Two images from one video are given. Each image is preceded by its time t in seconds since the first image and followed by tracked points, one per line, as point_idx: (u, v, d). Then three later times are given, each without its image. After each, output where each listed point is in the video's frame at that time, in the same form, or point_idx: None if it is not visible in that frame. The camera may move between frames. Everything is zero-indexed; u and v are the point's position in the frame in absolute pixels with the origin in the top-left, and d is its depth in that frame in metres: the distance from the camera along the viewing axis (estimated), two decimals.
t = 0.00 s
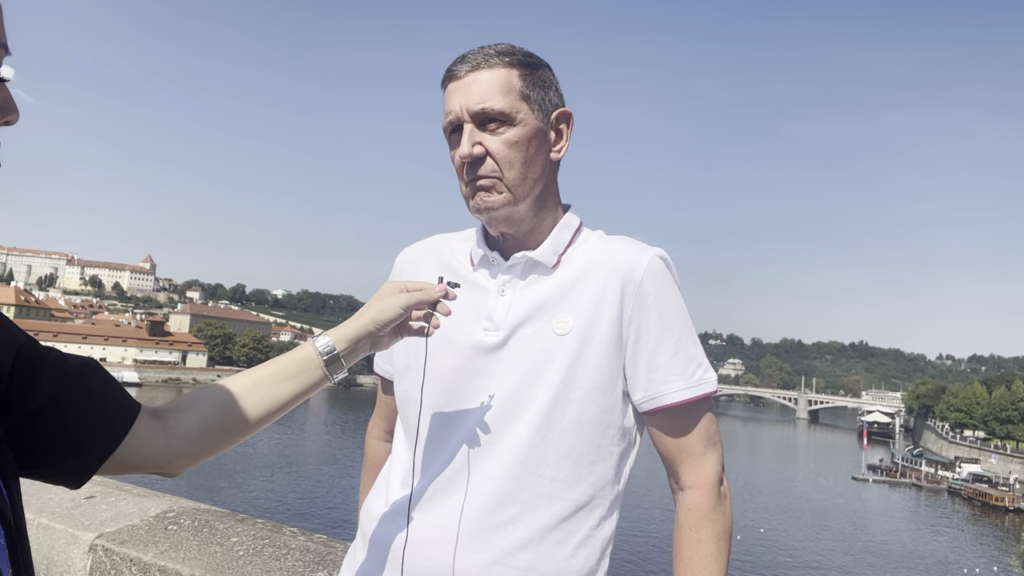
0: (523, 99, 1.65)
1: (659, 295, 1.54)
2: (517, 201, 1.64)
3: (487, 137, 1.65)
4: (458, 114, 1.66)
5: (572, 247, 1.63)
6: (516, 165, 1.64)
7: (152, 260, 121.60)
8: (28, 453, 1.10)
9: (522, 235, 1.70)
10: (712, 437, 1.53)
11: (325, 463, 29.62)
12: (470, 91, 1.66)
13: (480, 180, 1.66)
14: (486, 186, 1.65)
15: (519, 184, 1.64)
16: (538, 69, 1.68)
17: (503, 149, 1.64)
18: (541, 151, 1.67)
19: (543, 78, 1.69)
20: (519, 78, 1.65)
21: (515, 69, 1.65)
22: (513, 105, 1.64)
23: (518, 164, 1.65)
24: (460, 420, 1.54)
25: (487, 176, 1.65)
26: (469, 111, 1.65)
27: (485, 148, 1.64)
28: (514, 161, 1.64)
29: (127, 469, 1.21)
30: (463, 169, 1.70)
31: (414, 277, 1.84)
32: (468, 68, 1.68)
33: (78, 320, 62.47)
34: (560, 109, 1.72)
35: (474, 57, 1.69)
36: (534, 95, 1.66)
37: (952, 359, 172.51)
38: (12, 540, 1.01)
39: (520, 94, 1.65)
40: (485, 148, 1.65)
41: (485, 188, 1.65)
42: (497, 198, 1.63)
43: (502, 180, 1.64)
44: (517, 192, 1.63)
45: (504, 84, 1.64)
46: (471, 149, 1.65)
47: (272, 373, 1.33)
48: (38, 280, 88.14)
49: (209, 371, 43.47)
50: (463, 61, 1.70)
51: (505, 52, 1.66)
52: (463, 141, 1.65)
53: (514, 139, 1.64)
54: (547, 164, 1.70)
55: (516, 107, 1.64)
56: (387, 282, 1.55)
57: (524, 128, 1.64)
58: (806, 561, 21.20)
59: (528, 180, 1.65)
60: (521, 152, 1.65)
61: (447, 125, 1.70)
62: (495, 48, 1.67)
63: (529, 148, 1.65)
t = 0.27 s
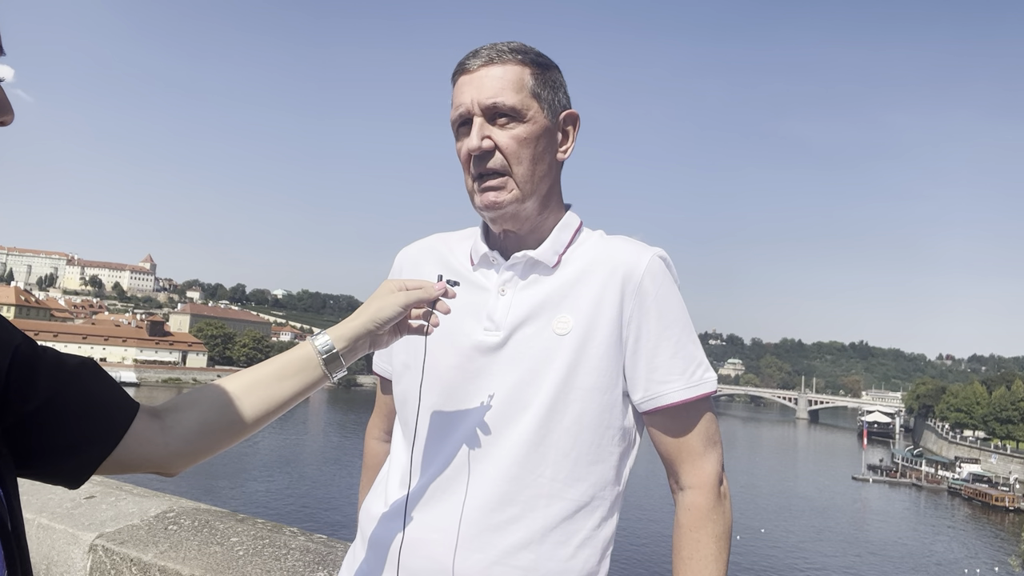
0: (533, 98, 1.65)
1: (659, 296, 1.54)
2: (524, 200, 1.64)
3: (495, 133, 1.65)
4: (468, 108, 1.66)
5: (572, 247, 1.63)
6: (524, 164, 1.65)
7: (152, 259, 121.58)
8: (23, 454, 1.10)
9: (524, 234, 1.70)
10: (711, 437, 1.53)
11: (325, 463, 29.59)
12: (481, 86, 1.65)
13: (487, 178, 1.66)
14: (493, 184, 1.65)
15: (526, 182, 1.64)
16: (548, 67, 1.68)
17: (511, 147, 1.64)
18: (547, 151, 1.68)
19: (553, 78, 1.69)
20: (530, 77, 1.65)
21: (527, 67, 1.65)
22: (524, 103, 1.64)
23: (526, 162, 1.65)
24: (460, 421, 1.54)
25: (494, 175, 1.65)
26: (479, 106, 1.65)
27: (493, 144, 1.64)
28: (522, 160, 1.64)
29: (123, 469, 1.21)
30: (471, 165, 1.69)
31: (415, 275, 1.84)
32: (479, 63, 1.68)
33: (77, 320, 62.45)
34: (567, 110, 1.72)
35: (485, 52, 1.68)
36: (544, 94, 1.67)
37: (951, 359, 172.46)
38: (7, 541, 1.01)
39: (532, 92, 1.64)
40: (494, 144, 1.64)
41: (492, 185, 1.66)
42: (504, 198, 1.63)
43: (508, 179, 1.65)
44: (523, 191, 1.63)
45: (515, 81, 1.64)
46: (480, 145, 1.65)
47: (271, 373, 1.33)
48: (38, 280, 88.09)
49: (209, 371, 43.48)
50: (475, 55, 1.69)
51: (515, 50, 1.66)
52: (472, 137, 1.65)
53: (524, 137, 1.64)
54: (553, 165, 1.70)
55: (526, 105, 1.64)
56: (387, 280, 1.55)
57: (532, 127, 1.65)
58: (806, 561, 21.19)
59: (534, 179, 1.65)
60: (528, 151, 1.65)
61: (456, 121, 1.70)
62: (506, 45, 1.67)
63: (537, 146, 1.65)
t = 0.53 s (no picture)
0: (540, 99, 1.65)
1: (661, 296, 1.54)
2: (524, 200, 1.65)
3: (501, 133, 1.64)
4: (475, 108, 1.66)
5: (574, 247, 1.63)
6: (528, 165, 1.65)
7: (152, 259, 121.62)
8: (23, 452, 1.10)
9: (526, 233, 1.71)
10: (712, 437, 1.53)
11: (325, 463, 29.58)
12: (488, 86, 1.65)
13: (491, 179, 1.65)
14: (496, 183, 1.64)
15: (528, 182, 1.64)
16: (553, 70, 1.69)
17: (517, 146, 1.63)
18: (552, 154, 1.68)
19: (558, 78, 1.69)
20: (537, 79, 1.65)
21: (534, 68, 1.65)
22: (531, 104, 1.64)
23: (529, 163, 1.65)
24: (460, 420, 1.54)
25: (498, 174, 1.65)
26: (486, 106, 1.64)
27: (500, 142, 1.64)
28: (526, 160, 1.64)
29: (122, 470, 1.21)
30: (475, 164, 1.69)
31: (416, 275, 1.84)
32: (487, 62, 1.67)
33: (78, 320, 62.47)
34: (571, 113, 1.73)
35: (492, 52, 1.68)
36: (551, 95, 1.67)
37: (951, 360, 172.37)
38: (5, 541, 1.01)
39: (539, 94, 1.65)
40: (500, 143, 1.64)
41: (495, 185, 1.65)
42: (508, 197, 1.63)
43: (512, 178, 1.65)
44: (525, 192, 1.64)
45: (522, 83, 1.64)
46: (485, 145, 1.64)
47: (273, 372, 1.33)
48: (37, 281, 88.04)
49: (209, 371, 43.50)
50: (482, 55, 1.69)
51: (522, 51, 1.66)
52: (478, 136, 1.64)
53: (529, 139, 1.64)
54: (555, 167, 1.70)
55: (533, 106, 1.64)
56: (387, 280, 1.55)
57: (538, 129, 1.65)
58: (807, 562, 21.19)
59: (536, 180, 1.65)
60: (533, 152, 1.65)
61: (462, 120, 1.70)
62: (512, 46, 1.67)
63: (541, 148, 1.66)
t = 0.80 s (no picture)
0: (541, 100, 1.65)
1: (659, 295, 1.54)
2: (525, 201, 1.65)
3: (503, 133, 1.64)
4: (476, 107, 1.65)
5: (573, 247, 1.63)
6: (529, 164, 1.64)
7: (152, 259, 121.47)
8: (22, 454, 1.10)
9: (525, 234, 1.71)
10: (711, 437, 1.53)
11: (325, 463, 29.59)
12: (489, 87, 1.65)
13: (492, 181, 1.66)
14: (496, 184, 1.64)
15: (528, 183, 1.64)
16: (555, 70, 1.69)
17: (517, 148, 1.64)
18: (552, 153, 1.68)
19: (559, 79, 1.69)
20: (538, 79, 1.65)
21: (535, 69, 1.65)
22: (532, 105, 1.63)
23: (530, 163, 1.64)
24: (459, 422, 1.54)
25: (498, 175, 1.65)
26: (487, 106, 1.65)
27: (500, 143, 1.64)
28: (527, 162, 1.64)
29: (122, 471, 1.21)
30: (477, 163, 1.68)
31: (416, 276, 1.84)
32: (489, 62, 1.67)
33: (77, 320, 62.43)
34: (571, 115, 1.73)
35: (494, 52, 1.68)
36: (552, 97, 1.67)
37: (951, 360, 172.32)
38: (3, 541, 1.00)
39: (539, 95, 1.65)
40: (501, 144, 1.64)
41: (495, 187, 1.66)
42: (507, 198, 1.63)
43: (512, 179, 1.65)
44: (525, 192, 1.64)
45: (524, 83, 1.63)
46: (487, 145, 1.64)
47: (272, 374, 1.33)
48: (37, 281, 88.01)
49: (209, 371, 43.50)
50: (483, 55, 1.69)
51: (523, 51, 1.66)
52: (479, 136, 1.64)
53: (530, 139, 1.64)
54: (555, 168, 1.70)
55: (534, 107, 1.64)
56: (387, 282, 1.55)
57: (539, 129, 1.64)
58: (807, 561, 21.22)
59: (536, 180, 1.65)
60: (533, 154, 1.65)
61: (462, 119, 1.69)
62: (514, 46, 1.67)
63: (543, 148, 1.66)
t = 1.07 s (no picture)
0: (542, 101, 1.65)
1: (660, 295, 1.54)
2: (526, 203, 1.65)
3: (502, 135, 1.64)
4: (477, 109, 1.65)
5: (573, 247, 1.63)
6: (529, 166, 1.65)
7: (152, 259, 121.47)
8: (22, 454, 1.10)
9: (525, 234, 1.71)
10: (710, 437, 1.54)
11: (325, 463, 29.58)
12: (489, 88, 1.65)
13: (492, 181, 1.66)
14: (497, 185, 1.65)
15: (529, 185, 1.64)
16: (559, 71, 1.69)
17: (517, 149, 1.64)
18: (552, 153, 1.67)
19: (560, 79, 1.69)
20: (539, 80, 1.65)
21: (536, 70, 1.65)
22: (532, 107, 1.63)
23: (530, 166, 1.64)
24: (459, 422, 1.54)
25: (498, 177, 1.65)
26: (488, 107, 1.64)
27: (500, 144, 1.64)
28: (527, 163, 1.64)
29: (123, 471, 1.21)
30: (478, 163, 1.68)
31: (416, 276, 1.84)
32: (490, 63, 1.67)
33: (77, 319, 62.42)
34: (573, 114, 1.73)
35: (495, 52, 1.67)
36: (552, 97, 1.67)
37: (951, 360, 172.29)
38: (3, 544, 1.00)
39: (539, 97, 1.64)
40: (500, 146, 1.64)
41: (495, 189, 1.66)
42: (508, 200, 1.64)
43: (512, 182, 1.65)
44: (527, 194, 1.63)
45: (524, 85, 1.63)
46: (487, 147, 1.64)
47: (271, 375, 1.33)
48: (37, 281, 88.03)
49: (209, 371, 43.51)
50: (484, 55, 1.68)
51: (525, 51, 1.65)
52: (479, 138, 1.64)
53: (531, 140, 1.64)
54: (557, 168, 1.70)
55: (535, 109, 1.63)
56: (387, 282, 1.55)
57: (539, 131, 1.64)
58: (807, 561, 21.23)
59: (536, 181, 1.66)
60: (533, 155, 1.65)
61: (463, 121, 1.69)
62: (515, 47, 1.67)
63: (543, 152, 1.66)
